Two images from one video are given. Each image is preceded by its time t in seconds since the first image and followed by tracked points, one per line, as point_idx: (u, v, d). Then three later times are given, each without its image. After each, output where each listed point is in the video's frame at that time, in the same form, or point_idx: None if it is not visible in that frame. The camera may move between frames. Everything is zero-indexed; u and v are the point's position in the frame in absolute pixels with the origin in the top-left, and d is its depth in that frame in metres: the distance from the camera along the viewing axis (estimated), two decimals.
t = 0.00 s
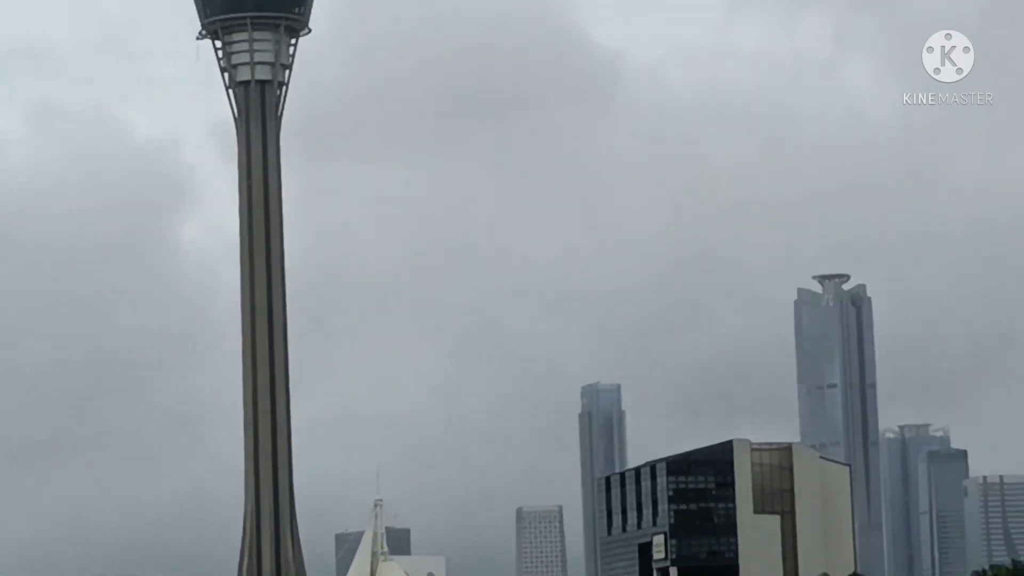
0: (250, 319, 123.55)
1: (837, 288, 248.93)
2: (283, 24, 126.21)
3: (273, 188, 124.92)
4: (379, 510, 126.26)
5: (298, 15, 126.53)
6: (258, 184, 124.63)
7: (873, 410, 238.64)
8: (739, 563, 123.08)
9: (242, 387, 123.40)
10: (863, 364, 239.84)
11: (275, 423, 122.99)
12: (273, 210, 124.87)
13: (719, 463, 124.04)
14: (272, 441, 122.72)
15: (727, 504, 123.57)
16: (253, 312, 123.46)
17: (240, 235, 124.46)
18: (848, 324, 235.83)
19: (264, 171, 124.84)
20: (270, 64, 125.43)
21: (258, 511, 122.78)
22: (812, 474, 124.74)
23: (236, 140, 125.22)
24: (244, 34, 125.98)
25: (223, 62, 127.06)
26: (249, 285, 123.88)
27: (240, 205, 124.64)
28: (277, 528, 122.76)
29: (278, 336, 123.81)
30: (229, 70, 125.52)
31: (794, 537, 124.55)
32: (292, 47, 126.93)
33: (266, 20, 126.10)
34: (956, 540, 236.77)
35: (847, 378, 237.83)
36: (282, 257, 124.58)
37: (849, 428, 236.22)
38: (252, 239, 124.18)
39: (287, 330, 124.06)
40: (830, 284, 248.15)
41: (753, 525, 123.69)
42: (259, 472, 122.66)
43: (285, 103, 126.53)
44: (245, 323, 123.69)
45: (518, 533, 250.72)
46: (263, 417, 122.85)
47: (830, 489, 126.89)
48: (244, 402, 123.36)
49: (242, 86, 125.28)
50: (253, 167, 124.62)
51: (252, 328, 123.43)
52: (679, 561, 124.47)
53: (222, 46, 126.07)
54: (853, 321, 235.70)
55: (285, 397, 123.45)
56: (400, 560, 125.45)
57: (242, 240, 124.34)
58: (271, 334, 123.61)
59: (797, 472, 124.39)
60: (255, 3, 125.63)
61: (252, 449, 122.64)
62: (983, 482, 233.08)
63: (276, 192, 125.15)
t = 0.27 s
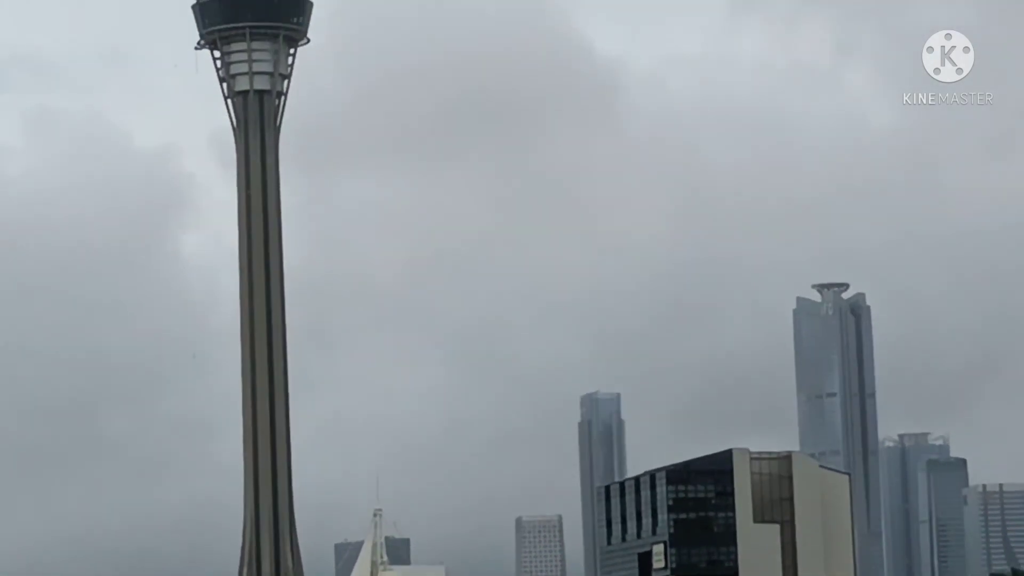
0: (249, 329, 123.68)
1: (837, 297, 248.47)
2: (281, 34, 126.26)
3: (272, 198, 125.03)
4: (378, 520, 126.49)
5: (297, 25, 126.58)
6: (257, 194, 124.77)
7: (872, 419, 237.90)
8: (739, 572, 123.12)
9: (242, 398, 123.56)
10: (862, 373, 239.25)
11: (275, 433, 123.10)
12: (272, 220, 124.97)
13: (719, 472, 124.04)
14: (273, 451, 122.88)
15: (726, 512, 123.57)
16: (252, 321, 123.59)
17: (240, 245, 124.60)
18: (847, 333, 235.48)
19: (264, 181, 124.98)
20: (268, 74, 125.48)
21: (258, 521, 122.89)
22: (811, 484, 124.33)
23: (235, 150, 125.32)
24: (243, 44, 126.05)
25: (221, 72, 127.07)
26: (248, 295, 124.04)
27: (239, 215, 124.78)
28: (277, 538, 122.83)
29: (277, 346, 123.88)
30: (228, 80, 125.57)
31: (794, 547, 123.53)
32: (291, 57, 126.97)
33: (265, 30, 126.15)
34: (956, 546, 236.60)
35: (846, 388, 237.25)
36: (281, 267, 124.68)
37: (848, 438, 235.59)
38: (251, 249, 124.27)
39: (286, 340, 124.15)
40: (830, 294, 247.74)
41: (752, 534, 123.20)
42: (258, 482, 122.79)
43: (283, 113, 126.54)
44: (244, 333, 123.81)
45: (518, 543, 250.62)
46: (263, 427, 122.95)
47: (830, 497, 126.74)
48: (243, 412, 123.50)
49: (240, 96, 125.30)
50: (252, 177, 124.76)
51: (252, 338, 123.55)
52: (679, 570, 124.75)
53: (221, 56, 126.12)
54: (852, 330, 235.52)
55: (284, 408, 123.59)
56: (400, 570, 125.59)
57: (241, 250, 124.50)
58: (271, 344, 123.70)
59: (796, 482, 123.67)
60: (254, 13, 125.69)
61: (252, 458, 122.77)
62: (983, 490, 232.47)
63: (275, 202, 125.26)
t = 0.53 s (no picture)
0: (249, 337, 123.37)
1: (836, 302, 248.60)
2: (280, 41, 125.90)
3: (272, 205, 124.69)
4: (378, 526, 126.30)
5: (296, 32, 126.20)
6: (257, 201, 124.35)
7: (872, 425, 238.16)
8: None
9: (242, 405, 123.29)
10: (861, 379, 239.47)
11: (275, 440, 122.88)
12: (272, 227, 124.60)
13: (719, 479, 123.94)
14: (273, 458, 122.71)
15: (726, 519, 123.43)
16: (251, 328, 123.27)
17: (239, 252, 124.20)
18: (847, 339, 235.71)
19: (263, 188, 124.57)
20: (267, 81, 125.19)
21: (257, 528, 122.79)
22: (810, 490, 124.09)
23: (234, 158, 124.96)
24: (242, 51, 125.74)
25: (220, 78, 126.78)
26: (248, 302, 123.67)
27: (239, 222, 124.35)
28: (277, 545, 122.69)
29: (277, 353, 123.56)
30: (227, 87, 125.29)
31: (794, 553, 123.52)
32: (290, 64, 126.65)
33: (264, 37, 125.80)
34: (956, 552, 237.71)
35: (846, 393, 237.56)
36: (280, 274, 124.31)
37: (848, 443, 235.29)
38: (251, 257, 123.92)
39: (286, 347, 123.81)
40: (830, 298, 247.77)
41: (753, 542, 123.23)
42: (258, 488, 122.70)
43: (283, 120, 126.24)
44: (244, 341, 123.50)
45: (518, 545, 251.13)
46: (263, 435, 122.73)
47: (830, 504, 126.60)
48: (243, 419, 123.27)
49: (239, 103, 125.02)
50: (251, 184, 124.32)
51: (251, 345, 123.24)
52: None
53: (220, 63, 125.82)
54: (852, 335, 235.96)
55: (284, 415, 123.36)
56: None
57: (240, 257, 124.13)
58: (271, 351, 123.40)
59: (796, 489, 123.48)
60: (253, 20, 125.30)
61: (252, 465, 122.62)
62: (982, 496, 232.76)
63: (275, 209, 124.91)
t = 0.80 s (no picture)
0: (250, 345, 123.29)
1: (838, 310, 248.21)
2: (282, 49, 125.85)
3: (273, 213, 124.62)
4: (379, 534, 126.13)
5: (297, 40, 126.12)
6: (258, 209, 124.28)
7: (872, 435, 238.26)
8: None
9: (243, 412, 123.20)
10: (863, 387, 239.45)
11: (276, 449, 122.80)
12: (272, 236, 124.53)
13: (721, 487, 123.94)
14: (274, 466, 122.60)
15: (727, 527, 123.52)
16: (253, 336, 123.19)
17: (240, 260, 124.11)
18: (849, 348, 235.40)
19: (264, 197, 124.45)
20: (269, 90, 125.16)
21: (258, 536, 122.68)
22: (812, 499, 123.79)
23: (236, 166, 124.88)
24: (243, 60, 125.69)
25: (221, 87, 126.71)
26: (249, 310, 123.61)
27: (239, 230, 124.24)
28: (278, 552, 122.60)
29: (279, 360, 123.49)
30: (228, 95, 125.24)
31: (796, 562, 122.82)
32: (291, 73, 126.58)
33: (265, 45, 125.72)
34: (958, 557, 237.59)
35: (847, 401, 237.71)
36: (282, 282, 124.22)
37: (850, 452, 235.57)
38: (252, 265, 123.86)
39: (287, 355, 123.72)
40: (832, 307, 247.25)
41: (755, 550, 123.25)
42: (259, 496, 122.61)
43: (284, 129, 126.17)
44: (245, 348, 123.42)
45: (520, 553, 251.00)
46: (264, 443, 122.64)
47: (831, 512, 126.59)
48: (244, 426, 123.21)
49: (241, 111, 124.96)
50: (252, 192, 124.23)
51: (253, 353, 123.13)
52: None
53: (222, 71, 125.77)
54: (853, 344, 235.02)
55: (285, 422, 123.28)
56: None
57: (241, 265, 124.06)
58: (272, 359, 123.31)
59: (798, 496, 122.99)
60: (254, 29, 125.23)
61: (253, 473, 122.54)
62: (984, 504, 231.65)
63: (276, 218, 124.81)
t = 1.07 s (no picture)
0: (254, 354, 123.24)
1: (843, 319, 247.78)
2: (286, 58, 125.89)
3: (276, 222, 124.61)
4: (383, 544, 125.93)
5: (301, 49, 126.14)
6: (261, 218, 124.25)
7: (875, 444, 238.29)
8: None
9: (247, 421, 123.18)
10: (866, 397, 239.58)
11: (280, 459, 122.77)
12: (275, 245, 124.41)
13: (724, 496, 123.89)
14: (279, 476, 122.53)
15: (732, 536, 123.50)
16: (257, 344, 123.11)
17: (244, 270, 124.11)
18: (853, 359, 235.48)
19: (268, 206, 124.42)
20: (273, 99, 125.32)
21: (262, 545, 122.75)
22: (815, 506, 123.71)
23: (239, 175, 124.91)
24: (247, 68, 125.81)
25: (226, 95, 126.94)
26: (253, 321, 123.63)
27: (243, 240, 124.26)
28: (283, 561, 122.58)
29: (283, 369, 123.36)
30: (232, 104, 125.44)
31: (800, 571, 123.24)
32: (295, 81, 126.67)
33: (269, 55, 125.73)
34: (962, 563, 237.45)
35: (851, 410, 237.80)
36: (286, 292, 124.19)
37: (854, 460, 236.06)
38: (256, 275, 123.83)
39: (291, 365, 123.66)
40: (836, 316, 247.07)
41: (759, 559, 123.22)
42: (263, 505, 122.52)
43: (288, 137, 126.35)
44: (249, 359, 123.32)
45: (525, 562, 250.93)
46: (267, 452, 122.64)
47: (834, 521, 126.67)
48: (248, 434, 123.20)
49: (244, 121, 125.22)
50: (256, 202, 124.22)
51: (257, 363, 123.08)
52: None
53: (225, 80, 125.97)
54: (857, 354, 234.34)
55: (290, 432, 123.21)
56: None
57: (246, 275, 124.06)
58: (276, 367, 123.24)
59: (802, 505, 123.14)
60: (258, 38, 125.28)
61: (257, 482, 122.55)
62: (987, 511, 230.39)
63: (279, 227, 124.75)
